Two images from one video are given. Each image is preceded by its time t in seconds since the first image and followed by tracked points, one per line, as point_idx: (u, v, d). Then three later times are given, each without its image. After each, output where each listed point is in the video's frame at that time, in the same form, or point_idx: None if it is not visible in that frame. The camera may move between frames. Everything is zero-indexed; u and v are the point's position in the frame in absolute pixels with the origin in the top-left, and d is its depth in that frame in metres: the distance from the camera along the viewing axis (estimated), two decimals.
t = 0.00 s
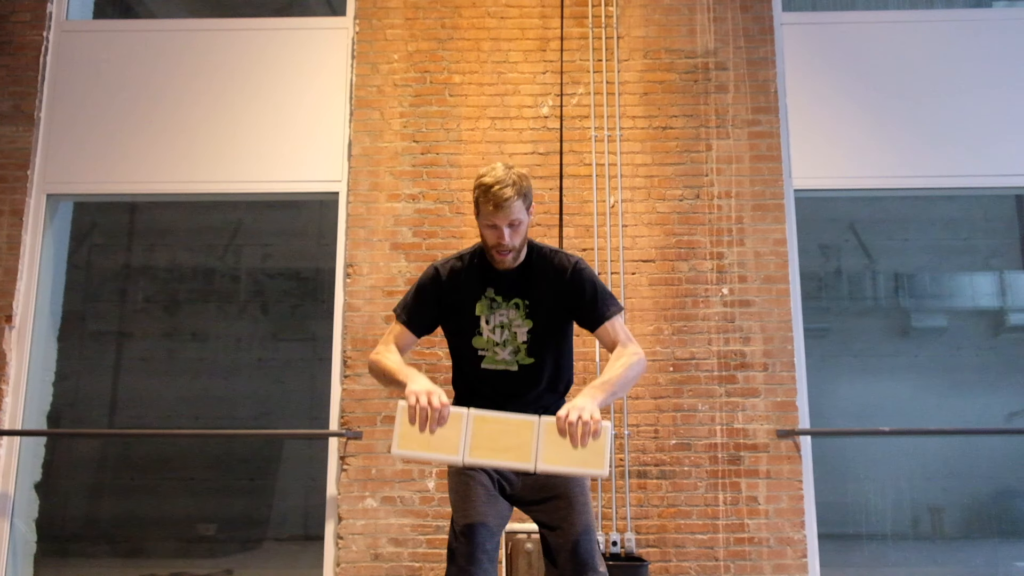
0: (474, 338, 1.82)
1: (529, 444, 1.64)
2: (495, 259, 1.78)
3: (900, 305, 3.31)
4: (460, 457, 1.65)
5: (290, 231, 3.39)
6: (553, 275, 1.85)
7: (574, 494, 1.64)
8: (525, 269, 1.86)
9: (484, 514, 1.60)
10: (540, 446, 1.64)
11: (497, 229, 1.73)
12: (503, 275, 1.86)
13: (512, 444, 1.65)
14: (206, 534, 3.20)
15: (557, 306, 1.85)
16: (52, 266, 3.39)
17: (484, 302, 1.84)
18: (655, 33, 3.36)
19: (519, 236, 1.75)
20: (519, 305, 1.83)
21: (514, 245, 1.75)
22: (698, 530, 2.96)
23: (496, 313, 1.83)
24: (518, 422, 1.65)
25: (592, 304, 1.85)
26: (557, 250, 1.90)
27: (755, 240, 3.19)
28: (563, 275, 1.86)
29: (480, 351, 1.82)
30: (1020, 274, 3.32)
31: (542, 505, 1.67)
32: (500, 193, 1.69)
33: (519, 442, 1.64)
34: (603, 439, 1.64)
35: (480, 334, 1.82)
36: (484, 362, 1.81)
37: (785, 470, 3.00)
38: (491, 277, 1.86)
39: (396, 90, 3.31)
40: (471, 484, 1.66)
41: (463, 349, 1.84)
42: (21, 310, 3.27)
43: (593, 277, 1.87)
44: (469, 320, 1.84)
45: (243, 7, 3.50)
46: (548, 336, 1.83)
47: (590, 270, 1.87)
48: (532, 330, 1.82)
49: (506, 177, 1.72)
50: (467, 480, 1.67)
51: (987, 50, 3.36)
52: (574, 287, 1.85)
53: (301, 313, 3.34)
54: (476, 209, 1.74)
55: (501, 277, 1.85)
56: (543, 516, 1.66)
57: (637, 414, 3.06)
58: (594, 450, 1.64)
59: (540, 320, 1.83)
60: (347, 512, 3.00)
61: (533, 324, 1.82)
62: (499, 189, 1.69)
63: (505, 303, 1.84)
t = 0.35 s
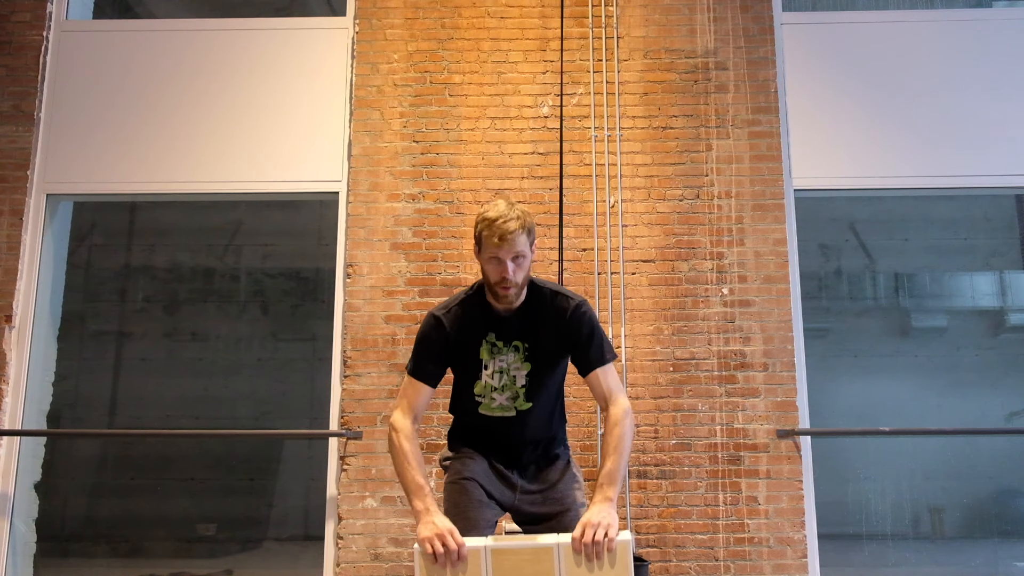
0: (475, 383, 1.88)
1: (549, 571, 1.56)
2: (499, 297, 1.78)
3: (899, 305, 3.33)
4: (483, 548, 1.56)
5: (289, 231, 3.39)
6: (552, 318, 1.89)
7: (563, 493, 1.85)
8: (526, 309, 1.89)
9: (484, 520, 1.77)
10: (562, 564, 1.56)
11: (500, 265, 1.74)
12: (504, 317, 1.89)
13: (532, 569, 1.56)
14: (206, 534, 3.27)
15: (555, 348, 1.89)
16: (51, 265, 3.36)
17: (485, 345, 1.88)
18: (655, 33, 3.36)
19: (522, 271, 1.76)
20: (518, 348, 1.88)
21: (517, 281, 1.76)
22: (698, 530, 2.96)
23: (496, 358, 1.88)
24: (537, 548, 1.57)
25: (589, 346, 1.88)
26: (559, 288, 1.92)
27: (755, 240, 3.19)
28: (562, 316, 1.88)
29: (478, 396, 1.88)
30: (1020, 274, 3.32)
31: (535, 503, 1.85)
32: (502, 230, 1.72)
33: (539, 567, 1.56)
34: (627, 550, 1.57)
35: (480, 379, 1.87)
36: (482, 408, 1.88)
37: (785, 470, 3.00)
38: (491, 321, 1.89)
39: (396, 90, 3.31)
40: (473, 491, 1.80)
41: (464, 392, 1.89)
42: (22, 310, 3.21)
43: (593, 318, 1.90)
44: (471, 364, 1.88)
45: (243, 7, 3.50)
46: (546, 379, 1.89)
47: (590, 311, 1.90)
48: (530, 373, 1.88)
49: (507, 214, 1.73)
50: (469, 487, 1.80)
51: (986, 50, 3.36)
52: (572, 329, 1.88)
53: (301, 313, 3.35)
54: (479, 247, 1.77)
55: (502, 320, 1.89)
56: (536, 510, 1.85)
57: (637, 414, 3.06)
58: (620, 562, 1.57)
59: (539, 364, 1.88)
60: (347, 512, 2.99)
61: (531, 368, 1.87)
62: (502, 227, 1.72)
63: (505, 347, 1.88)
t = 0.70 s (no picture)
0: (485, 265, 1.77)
1: (546, 104, 1.71)
2: (507, 176, 1.79)
3: (900, 305, 3.31)
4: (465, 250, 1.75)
5: (289, 231, 3.38)
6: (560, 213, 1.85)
7: (563, 509, 1.66)
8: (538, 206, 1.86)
9: (488, 524, 1.62)
10: (557, 101, 1.70)
11: (507, 149, 1.82)
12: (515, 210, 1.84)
13: (531, 107, 1.72)
14: (206, 535, 3.20)
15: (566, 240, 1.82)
16: (52, 266, 3.39)
17: (496, 231, 1.81)
18: (655, 33, 3.36)
19: (529, 157, 1.81)
20: (529, 233, 1.80)
21: (523, 160, 1.80)
22: (698, 530, 2.96)
23: (506, 241, 1.79)
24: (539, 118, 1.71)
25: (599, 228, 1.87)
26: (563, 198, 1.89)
27: (755, 241, 3.19)
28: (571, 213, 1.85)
29: (491, 279, 1.75)
30: (1020, 274, 3.32)
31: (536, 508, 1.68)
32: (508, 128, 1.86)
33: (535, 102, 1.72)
34: (612, 88, 1.72)
35: (491, 260, 1.77)
36: (495, 290, 1.75)
37: (785, 470, 3.00)
38: (499, 209, 1.85)
39: (396, 90, 3.31)
40: (478, 486, 1.64)
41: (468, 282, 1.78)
42: (22, 310, 3.26)
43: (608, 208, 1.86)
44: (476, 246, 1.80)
45: (244, 7, 3.51)
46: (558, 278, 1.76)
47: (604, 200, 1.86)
48: (542, 256, 1.77)
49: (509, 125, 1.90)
50: (473, 481, 1.65)
51: (986, 50, 3.36)
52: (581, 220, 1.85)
53: (301, 313, 3.34)
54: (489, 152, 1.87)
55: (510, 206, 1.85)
56: (533, 517, 1.68)
57: (637, 414, 3.06)
58: (605, 96, 1.72)
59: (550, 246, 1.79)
60: (347, 512, 2.99)
61: (543, 250, 1.78)
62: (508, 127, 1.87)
63: (517, 231, 1.80)
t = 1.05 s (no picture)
0: (486, 274, 1.78)
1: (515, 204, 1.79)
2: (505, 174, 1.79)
3: (900, 305, 3.31)
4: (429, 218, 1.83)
5: (289, 231, 3.38)
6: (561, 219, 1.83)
7: (562, 513, 1.67)
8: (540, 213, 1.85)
9: (490, 524, 1.63)
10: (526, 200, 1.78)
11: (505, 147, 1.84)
12: (515, 217, 1.84)
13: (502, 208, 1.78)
14: (206, 534, 3.20)
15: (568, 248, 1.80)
16: (52, 266, 3.38)
17: (496, 239, 1.81)
18: (655, 33, 3.36)
19: (527, 155, 1.82)
20: (530, 240, 1.79)
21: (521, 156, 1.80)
22: (698, 530, 2.96)
23: (507, 248, 1.79)
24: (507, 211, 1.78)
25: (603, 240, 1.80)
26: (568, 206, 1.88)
27: (755, 241, 3.19)
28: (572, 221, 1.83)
29: (491, 287, 1.76)
30: (1020, 274, 3.32)
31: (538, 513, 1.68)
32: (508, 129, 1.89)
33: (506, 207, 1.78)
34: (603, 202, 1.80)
35: (491, 269, 1.78)
36: (494, 299, 1.75)
37: (785, 470, 3.00)
38: (499, 218, 1.85)
39: (396, 90, 3.31)
40: (479, 487, 1.65)
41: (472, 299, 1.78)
42: (21, 309, 3.26)
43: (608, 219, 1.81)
44: (478, 258, 1.81)
45: (244, 7, 3.50)
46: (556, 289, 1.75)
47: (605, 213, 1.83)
48: (543, 264, 1.77)
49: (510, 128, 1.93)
50: (476, 480, 1.66)
51: (986, 50, 3.36)
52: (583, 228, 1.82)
53: (301, 313, 3.33)
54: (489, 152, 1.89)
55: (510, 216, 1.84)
56: (532, 519, 1.68)
57: (637, 414, 3.06)
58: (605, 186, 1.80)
59: (551, 253, 1.78)
60: (347, 512, 3.00)
61: (544, 257, 1.78)
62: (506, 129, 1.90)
63: (517, 239, 1.80)
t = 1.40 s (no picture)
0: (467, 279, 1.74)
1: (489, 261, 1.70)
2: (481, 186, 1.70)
3: (900, 305, 3.31)
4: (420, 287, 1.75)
5: (289, 231, 3.38)
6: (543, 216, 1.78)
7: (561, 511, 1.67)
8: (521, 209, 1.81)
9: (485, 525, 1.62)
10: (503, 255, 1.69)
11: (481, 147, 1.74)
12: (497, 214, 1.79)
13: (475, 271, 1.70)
14: (206, 535, 3.20)
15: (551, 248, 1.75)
16: (52, 266, 3.38)
17: (479, 241, 1.78)
18: (655, 33, 3.36)
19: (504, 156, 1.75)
20: (512, 242, 1.75)
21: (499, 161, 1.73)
22: (698, 530, 2.96)
23: (488, 251, 1.76)
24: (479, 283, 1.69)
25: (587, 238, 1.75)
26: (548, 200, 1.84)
27: (755, 241, 3.19)
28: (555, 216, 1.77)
29: (473, 293, 1.73)
30: (1020, 274, 3.32)
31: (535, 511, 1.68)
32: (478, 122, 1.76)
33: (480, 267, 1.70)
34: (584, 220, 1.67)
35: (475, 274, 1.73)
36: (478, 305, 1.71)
37: (785, 470, 3.00)
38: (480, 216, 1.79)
39: (396, 90, 3.31)
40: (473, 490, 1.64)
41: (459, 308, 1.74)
42: (22, 310, 3.25)
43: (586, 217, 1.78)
44: (462, 263, 1.77)
45: (244, 7, 3.50)
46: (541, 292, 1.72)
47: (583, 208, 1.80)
48: (526, 267, 1.73)
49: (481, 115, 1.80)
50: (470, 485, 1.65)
51: (986, 50, 3.36)
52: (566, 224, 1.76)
53: (301, 313, 3.33)
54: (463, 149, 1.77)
55: (491, 216, 1.79)
56: (531, 517, 1.68)
57: (637, 414, 3.06)
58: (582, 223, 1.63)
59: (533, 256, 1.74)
60: (347, 512, 3.00)
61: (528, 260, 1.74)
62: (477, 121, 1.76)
63: (500, 241, 1.76)
